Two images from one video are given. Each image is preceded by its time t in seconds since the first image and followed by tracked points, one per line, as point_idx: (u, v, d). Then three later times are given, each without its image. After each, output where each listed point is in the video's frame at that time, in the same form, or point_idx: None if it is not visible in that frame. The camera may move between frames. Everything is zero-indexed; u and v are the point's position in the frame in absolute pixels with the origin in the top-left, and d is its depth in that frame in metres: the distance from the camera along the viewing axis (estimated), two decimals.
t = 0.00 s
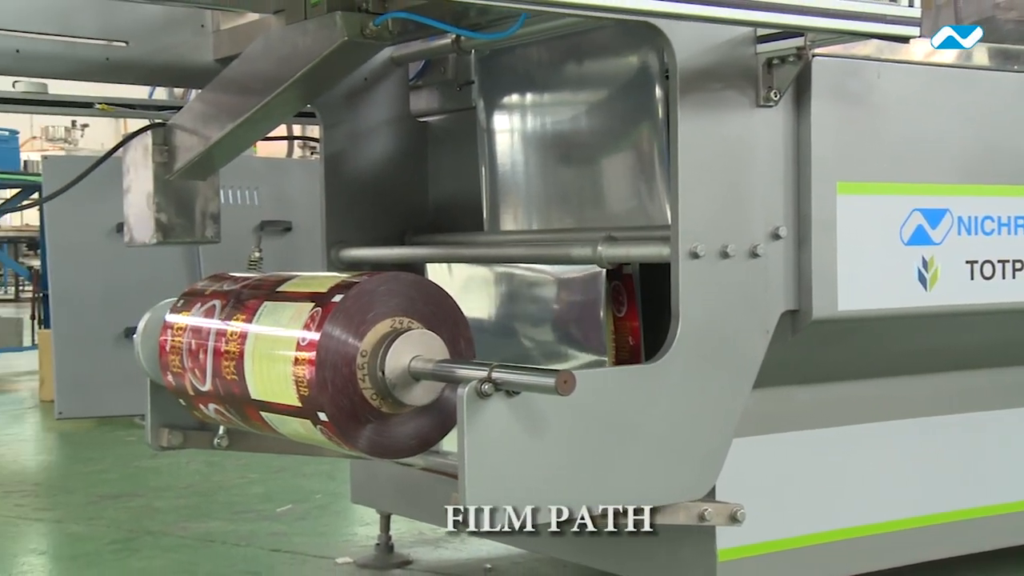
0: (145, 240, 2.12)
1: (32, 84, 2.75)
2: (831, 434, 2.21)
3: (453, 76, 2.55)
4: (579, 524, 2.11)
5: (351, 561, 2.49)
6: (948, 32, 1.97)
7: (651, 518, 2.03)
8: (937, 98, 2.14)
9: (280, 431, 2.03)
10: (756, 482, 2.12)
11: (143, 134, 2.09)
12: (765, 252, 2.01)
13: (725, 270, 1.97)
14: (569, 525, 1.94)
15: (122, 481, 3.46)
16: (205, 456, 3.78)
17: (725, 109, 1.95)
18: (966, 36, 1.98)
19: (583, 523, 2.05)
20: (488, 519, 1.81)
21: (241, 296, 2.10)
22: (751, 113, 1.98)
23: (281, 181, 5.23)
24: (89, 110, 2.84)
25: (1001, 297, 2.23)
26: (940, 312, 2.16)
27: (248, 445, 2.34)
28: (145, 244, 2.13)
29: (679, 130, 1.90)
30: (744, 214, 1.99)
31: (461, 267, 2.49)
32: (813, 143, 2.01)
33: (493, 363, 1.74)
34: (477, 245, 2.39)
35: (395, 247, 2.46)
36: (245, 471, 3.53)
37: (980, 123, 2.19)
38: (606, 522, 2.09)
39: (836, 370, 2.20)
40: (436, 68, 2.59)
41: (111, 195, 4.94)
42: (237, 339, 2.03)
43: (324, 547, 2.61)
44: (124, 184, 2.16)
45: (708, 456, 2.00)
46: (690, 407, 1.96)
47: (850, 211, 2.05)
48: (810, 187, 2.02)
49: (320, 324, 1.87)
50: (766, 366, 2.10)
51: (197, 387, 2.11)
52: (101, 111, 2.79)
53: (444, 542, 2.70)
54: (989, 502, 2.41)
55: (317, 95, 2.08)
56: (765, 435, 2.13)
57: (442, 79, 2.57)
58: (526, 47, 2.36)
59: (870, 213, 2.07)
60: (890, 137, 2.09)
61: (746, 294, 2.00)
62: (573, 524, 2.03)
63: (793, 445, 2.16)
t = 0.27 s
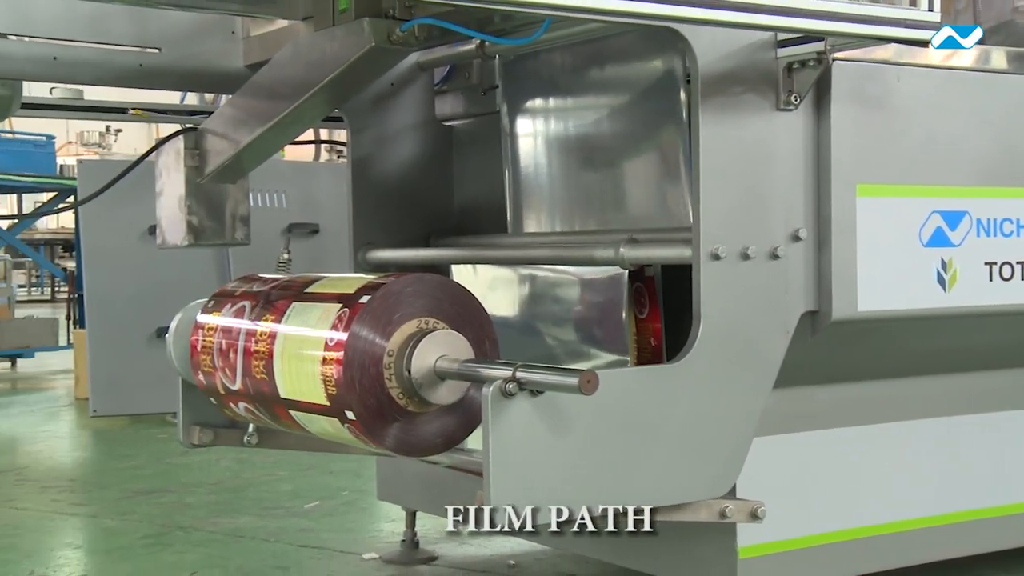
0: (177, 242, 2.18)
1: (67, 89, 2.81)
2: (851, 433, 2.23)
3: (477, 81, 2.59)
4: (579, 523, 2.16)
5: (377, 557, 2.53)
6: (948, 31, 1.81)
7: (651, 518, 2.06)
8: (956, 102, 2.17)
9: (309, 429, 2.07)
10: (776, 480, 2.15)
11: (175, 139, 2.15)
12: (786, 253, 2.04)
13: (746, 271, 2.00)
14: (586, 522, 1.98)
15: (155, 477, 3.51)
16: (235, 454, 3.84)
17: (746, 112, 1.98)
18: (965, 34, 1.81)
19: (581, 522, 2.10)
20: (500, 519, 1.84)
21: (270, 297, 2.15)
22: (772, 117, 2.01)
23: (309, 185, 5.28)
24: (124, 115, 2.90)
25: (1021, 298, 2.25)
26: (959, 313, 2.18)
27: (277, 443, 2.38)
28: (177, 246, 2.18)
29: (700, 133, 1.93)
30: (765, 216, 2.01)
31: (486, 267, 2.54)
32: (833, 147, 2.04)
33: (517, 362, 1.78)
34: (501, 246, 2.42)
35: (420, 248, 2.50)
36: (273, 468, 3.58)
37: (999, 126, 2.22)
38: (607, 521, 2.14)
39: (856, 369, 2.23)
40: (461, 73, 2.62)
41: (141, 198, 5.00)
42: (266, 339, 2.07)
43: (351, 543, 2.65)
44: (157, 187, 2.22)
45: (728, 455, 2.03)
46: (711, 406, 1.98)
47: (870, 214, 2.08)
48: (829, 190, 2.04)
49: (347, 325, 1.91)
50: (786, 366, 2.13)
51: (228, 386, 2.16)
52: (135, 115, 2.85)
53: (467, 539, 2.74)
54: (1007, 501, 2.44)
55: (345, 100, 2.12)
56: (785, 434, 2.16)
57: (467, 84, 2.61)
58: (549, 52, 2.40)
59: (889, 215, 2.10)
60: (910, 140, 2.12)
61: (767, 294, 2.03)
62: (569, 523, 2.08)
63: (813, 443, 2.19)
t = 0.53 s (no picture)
0: (203, 245, 2.21)
1: (97, 95, 2.86)
2: (867, 434, 2.26)
3: (497, 86, 2.64)
4: (579, 524, 2.21)
5: (398, 555, 2.56)
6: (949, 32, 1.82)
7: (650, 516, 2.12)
8: (972, 106, 2.19)
9: (332, 430, 2.10)
10: (793, 479, 2.17)
11: (202, 142, 2.19)
12: (802, 256, 2.06)
13: (763, 273, 2.02)
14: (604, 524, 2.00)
15: (181, 474, 3.56)
16: (259, 452, 3.88)
17: (764, 116, 2.01)
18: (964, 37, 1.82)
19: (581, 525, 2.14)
20: (517, 520, 1.86)
21: (293, 299, 2.18)
22: (789, 121, 2.04)
23: (331, 189, 5.32)
24: (151, 120, 2.94)
25: None
26: (975, 314, 2.20)
27: (301, 442, 2.41)
28: (202, 248, 2.22)
29: (718, 136, 1.96)
30: (782, 218, 2.04)
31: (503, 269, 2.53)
32: (849, 151, 2.06)
33: (536, 364, 1.80)
34: (521, 249, 2.45)
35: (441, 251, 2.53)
36: (297, 466, 3.62)
37: (1014, 130, 2.24)
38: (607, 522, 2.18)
39: (873, 371, 2.25)
40: (481, 78, 2.69)
41: (166, 202, 5.06)
42: (289, 341, 2.10)
43: (373, 540, 2.68)
44: (183, 191, 2.25)
45: (744, 456, 2.05)
46: (727, 407, 2.01)
47: (886, 217, 2.10)
48: (845, 193, 2.06)
49: (369, 326, 1.94)
50: (803, 367, 2.15)
51: (254, 387, 2.20)
52: (162, 121, 2.89)
53: (487, 536, 2.77)
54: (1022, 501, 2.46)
55: (367, 105, 2.16)
56: (802, 434, 2.18)
57: (487, 89, 2.67)
58: (568, 58, 2.43)
59: (905, 218, 2.12)
60: (926, 143, 2.14)
61: (784, 296, 2.05)
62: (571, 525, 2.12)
63: (830, 443, 2.21)
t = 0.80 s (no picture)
0: (230, 249, 2.25)
1: (127, 102, 2.90)
2: (885, 436, 2.28)
3: (519, 92, 2.66)
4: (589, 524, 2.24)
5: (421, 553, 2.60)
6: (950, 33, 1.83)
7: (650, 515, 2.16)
8: (989, 112, 2.22)
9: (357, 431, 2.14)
10: (811, 480, 2.19)
11: (229, 148, 2.24)
12: (820, 260, 2.09)
13: (782, 277, 2.04)
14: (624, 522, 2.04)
15: (208, 474, 3.60)
16: (284, 453, 3.92)
17: (783, 122, 2.03)
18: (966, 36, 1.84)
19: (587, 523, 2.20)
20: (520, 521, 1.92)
21: (318, 301, 2.23)
22: (807, 126, 2.06)
23: (355, 193, 5.36)
24: (179, 125, 2.99)
25: None
26: (993, 317, 2.23)
27: (327, 441, 2.45)
28: (230, 252, 2.26)
29: (738, 141, 1.98)
30: (800, 222, 2.06)
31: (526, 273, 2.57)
32: (867, 156, 2.08)
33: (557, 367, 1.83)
34: (543, 253, 2.48)
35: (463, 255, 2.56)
36: (322, 466, 3.66)
37: None
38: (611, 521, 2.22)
39: (892, 373, 2.28)
40: (503, 85, 2.71)
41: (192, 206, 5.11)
42: (314, 343, 2.14)
43: (396, 539, 2.72)
44: (211, 196, 2.29)
45: (762, 457, 2.07)
46: (746, 408, 2.03)
47: (904, 221, 2.12)
48: (863, 197, 2.09)
49: (393, 329, 1.97)
50: (822, 370, 2.18)
51: (280, 389, 2.24)
52: (191, 128, 2.94)
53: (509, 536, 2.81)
54: None
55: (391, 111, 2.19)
56: (821, 436, 2.21)
57: (509, 96, 2.69)
58: (589, 65, 2.47)
59: (923, 222, 2.14)
60: (944, 149, 2.17)
61: (802, 299, 2.07)
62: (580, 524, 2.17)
63: (848, 444, 2.23)
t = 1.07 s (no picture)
0: (257, 252, 2.30)
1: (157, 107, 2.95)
2: (902, 436, 2.30)
3: (540, 97, 2.66)
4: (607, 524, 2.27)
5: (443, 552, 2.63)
6: (949, 32, 1.85)
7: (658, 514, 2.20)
8: (1005, 116, 2.25)
9: (381, 431, 2.18)
10: (829, 480, 2.21)
11: (256, 154, 2.29)
12: (838, 263, 2.11)
13: (800, 279, 2.07)
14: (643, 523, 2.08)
15: (235, 474, 3.65)
16: (310, 453, 3.97)
17: (801, 126, 2.06)
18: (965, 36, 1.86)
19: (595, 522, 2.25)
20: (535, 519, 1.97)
21: (344, 304, 2.27)
22: (825, 130, 2.09)
23: (379, 198, 5.41)
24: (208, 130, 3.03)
25: None
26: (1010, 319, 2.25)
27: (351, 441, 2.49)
28: (257, 255, 2.30)
29: (756, 145, 2.01)
30: (818, 225, 2.08)
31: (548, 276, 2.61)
32: (884, 161, 2.10)
33: (577, 368, 1.86)
34: (562, 257, 2.51)
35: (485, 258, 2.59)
36: (346, 466, 3.70)
37: None
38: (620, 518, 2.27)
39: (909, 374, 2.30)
40: (524, 90, 2.71)
41: (218, 209, 5.17)
42: (339, 345, 2.18)
43: (419, 539, 2.76)
44: (239, 201, 2.34)
45: (780, 458, 2.09)
46: (764, 409, 2.05)
47: (921, 225, 2.14)
48: (880, 201, 2.11)
49: (415, 331, 2.00)
50: (840, 371, 2.20)
51: (305, 391, 2.28)
52: (219, 134, 2.98)
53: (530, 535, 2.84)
54: None
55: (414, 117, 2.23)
56: (839, 436, 2.23)
57: (531, 101, 2.70)
58: (609, 71, 2.50)
59: (940, 225, 2.16)
60: (961, 153, 2.19)
61: (820, 301, 2.09)
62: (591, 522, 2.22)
63: (866, 445, 2.26)
